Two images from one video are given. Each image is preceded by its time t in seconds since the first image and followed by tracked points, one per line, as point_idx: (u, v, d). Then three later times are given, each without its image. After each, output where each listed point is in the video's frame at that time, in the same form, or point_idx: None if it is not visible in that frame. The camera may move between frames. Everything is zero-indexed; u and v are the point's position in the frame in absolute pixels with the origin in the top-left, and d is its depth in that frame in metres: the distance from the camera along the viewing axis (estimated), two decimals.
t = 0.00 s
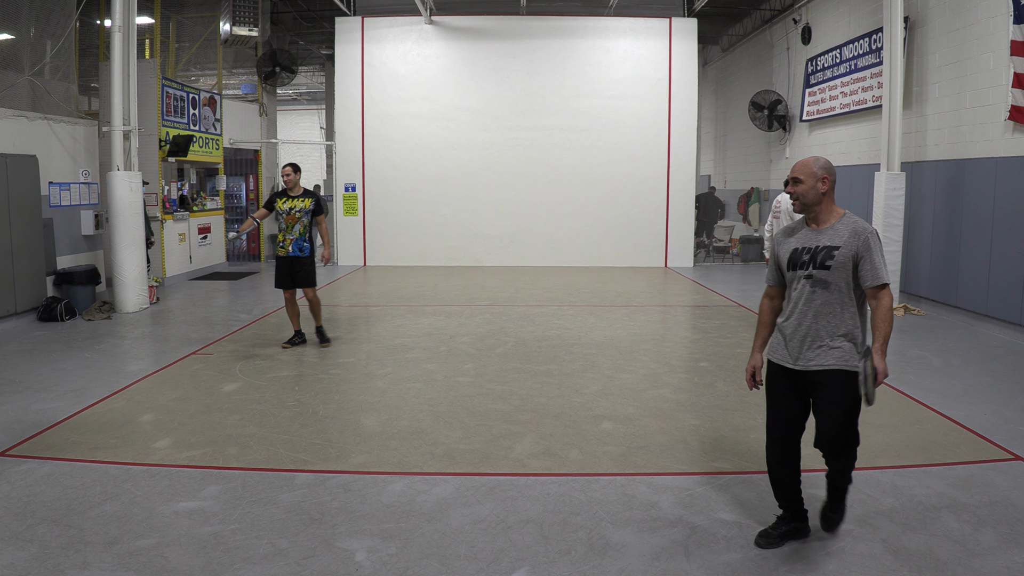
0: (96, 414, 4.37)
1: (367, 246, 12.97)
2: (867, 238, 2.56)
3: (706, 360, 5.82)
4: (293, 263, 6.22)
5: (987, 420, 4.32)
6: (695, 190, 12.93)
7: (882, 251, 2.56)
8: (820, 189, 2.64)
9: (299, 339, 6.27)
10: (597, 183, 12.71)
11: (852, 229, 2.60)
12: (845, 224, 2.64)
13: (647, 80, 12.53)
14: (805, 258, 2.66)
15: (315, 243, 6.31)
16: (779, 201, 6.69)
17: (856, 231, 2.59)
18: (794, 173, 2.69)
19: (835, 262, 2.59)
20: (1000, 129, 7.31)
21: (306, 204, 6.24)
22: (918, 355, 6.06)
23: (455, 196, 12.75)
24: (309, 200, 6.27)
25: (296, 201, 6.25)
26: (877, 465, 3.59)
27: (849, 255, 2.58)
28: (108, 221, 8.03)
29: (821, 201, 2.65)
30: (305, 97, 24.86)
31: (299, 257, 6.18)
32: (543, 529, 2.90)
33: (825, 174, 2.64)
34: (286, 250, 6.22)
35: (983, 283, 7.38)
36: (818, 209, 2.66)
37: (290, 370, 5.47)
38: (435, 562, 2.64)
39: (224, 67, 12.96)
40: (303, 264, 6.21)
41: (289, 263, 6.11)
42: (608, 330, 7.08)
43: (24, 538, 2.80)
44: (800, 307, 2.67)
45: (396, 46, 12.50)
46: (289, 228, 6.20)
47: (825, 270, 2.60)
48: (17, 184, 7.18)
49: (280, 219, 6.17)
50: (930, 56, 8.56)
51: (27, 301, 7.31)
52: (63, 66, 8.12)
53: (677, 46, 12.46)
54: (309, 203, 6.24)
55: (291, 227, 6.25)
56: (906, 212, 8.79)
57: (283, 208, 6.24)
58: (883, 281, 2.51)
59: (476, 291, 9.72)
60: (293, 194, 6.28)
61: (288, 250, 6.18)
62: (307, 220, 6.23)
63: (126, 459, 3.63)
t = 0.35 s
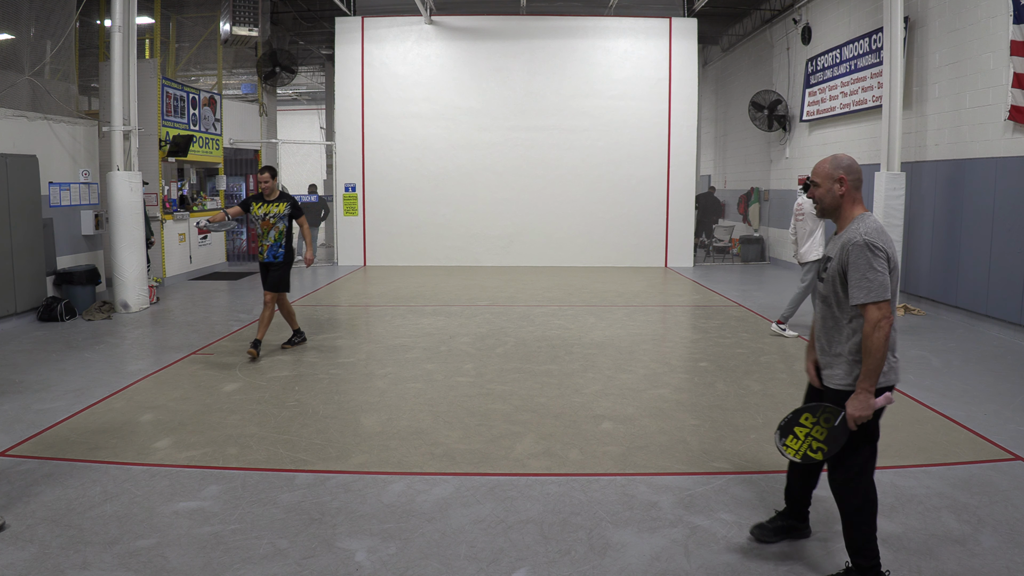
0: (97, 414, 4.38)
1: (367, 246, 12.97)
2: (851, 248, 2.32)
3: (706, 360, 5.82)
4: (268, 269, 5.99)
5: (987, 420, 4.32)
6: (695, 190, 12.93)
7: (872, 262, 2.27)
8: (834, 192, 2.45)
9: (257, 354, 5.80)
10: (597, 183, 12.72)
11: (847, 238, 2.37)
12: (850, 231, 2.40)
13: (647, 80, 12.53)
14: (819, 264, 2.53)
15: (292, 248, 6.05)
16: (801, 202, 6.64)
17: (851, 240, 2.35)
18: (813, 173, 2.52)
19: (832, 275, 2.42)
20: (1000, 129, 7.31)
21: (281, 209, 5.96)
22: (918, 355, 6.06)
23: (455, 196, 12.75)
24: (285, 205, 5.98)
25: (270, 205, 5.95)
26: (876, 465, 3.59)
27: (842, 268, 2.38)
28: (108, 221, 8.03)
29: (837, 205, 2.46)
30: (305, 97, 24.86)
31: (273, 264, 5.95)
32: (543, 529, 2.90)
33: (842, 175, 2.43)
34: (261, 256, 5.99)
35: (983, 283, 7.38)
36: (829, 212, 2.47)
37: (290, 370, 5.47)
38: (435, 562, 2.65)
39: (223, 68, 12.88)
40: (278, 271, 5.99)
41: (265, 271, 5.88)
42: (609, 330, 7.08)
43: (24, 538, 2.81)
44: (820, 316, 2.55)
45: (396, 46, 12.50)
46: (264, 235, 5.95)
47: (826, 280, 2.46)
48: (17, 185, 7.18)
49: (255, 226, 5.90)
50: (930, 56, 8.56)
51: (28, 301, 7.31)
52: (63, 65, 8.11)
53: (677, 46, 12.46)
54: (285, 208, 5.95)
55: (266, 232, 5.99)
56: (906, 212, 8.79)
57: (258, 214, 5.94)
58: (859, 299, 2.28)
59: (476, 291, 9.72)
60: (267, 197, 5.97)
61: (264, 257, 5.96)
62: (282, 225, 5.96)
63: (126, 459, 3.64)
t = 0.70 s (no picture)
0: (97, 414, 4.37)
1: (367, 246, 12.97)
2: (857, 249, 2.25)
3: (706, 360, 5.82)
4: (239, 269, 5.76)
5: (988, 421, 4.32)
6: (695, 190, 12.93)
7: (873, 263, 2.19)
8: (861, 193, 2.35)
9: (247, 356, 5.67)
10: (596, 183, 12.72)
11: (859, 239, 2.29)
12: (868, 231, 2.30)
13: (647, 80, 12.53)
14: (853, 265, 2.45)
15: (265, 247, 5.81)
16: (818, 201, 6.72)
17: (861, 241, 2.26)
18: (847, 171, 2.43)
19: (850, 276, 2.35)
20: (1000, 129, 7.31)
21: (254, 206, 5.76)
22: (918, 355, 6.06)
23: (455, 196, 12.75)
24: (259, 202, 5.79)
25: (244, 202, 5.78)
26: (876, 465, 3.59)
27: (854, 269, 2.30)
28: (108, 221, 8.03)
29: (865, 206, 2.36)
30: (306, 97, 24.87)
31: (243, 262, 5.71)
32: (543, 529, 2.90)
33: (868, 176, 2.32)
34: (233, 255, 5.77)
35: (983, 283, 7.38)
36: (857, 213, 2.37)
37: (290, 370, 5.47)
38: (435, 562, 2.65)
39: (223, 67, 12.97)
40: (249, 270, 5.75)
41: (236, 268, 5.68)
42: (609, 330, 7.08)
43: (24, 538, 2.80)
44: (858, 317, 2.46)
45: (396, 46, 12.50)
46: (235, 231, 5.76)
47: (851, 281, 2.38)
48: (17, 185, 7.18)
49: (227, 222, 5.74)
50: (930, 56, 8.56)
51: (28, 301, 7.31)
52: (63, 65, 8.10)
53: (677, 46, 12.46)
54: (257, 205, 5.76)
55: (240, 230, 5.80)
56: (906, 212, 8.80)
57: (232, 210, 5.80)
58: (858, 301, 2.20)
59: (476, 291, 9.72)
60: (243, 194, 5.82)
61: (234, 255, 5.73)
62: (254, 223, 5.75)
63: (126, 459, 3.64)
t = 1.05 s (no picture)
0: (97, 414, 4.37)
1: (367, 246, 12.97)
2: (892, 245, 2.30)
3: (706, 360, 5.82)
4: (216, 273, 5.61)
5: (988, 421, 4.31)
6: (695, 190, 12.93)
7: (901, 257, 2.24)
8: (922, 192, 2.35)
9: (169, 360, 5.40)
10: (596, 183, 12.72)
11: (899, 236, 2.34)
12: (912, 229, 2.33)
13: (647, 80, 12.53)
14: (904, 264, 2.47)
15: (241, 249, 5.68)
16: (840, 201, 6.67)
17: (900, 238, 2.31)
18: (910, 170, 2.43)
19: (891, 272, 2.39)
20: (1000, 129, 7.31)
21: (228, 209, 5.57)
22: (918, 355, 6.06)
23: (455, 196, 12.75)
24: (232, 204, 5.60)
25: (217, 205, 5.55)
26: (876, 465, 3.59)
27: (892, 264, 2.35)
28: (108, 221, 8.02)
29: (923, 205, 2.36)
30: (306, 97, 24.87)
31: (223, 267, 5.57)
32: (543, 529, 2.90)
33: (932, 176, 2.32)
34: (207, 258, 5.57)
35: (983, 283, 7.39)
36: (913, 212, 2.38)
37: (290, 370, 5.47)
38: (435, 562, 2.64)
39: (223, 67, 12.87)
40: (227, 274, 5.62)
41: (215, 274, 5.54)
42: (609, 330, 7.08)
43: (24, 538, 2.81)
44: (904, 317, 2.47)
45: (395, 46, 12.50)
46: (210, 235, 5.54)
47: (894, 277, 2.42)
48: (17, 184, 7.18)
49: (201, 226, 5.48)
50: (930, 56, 8.56)
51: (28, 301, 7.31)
52: (63, 65, 8.10)
53: (677, 46, 12.46)
54: (232, 208, 5.57)
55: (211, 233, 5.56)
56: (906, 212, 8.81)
57: (203, 212, 5.53)
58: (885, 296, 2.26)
59: (476, 291, 9.71)
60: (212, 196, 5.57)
61: (211, 259, 5.56)
62: (230, 226, 5.56)
63: (126, 459, 3.64)
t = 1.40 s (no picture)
0: (97, 414, 4.37)
1: (367, 246, 12.97)
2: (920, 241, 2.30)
3: (706, 360, 5.82)
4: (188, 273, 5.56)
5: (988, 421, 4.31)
6: (695, 190, 12.93)
7: (920, 255, 2.26)
8: (963, 191, 2.29)
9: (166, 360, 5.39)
10: (596, 183, 12.72)
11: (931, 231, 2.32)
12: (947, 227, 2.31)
13: (647, 80, 12.53)
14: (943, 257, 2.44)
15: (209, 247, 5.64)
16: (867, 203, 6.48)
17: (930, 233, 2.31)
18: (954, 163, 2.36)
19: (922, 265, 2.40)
20: (1000, 129, 7.31)
21: (190, 209, 5.50)
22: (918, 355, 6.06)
23: (455, 196, 12.76)
24: (192, 203, 5.52)
25: (177, 206, 5.46)
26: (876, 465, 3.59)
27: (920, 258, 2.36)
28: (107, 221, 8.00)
29: (963, 205, 2.31)
30: (306, 97, 24.88)
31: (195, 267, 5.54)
32: (543, 529, 2.90)
33: (975, 175, 2.27)
34: (176, 260, 5.50)
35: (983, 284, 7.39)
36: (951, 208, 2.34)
37: (290, 370, 5.47)
38: (436, 562, 2.65)
39: (223, 67, 12.76)
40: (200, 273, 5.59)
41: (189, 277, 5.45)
42: (609, 330, 7.08)
43: (24, 538, 2.81)
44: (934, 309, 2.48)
45: (396, 46, 12.50)
46: (174, 237, 5.47)
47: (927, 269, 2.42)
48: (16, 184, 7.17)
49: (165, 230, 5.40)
50: (930, 56, 8.56)
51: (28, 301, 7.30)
52: (63, 65, 8.10)
53: (677, 46, 12.46)
54: (194, 207, 5.50)
55: (175, 235, 5.48)
56: (906, 212, 8.81)
57: (164, 216, 5.43)
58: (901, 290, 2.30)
59: (476, 291, 9.71)
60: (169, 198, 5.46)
61: (181, 260, 5.50)
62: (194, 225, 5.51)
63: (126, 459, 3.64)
